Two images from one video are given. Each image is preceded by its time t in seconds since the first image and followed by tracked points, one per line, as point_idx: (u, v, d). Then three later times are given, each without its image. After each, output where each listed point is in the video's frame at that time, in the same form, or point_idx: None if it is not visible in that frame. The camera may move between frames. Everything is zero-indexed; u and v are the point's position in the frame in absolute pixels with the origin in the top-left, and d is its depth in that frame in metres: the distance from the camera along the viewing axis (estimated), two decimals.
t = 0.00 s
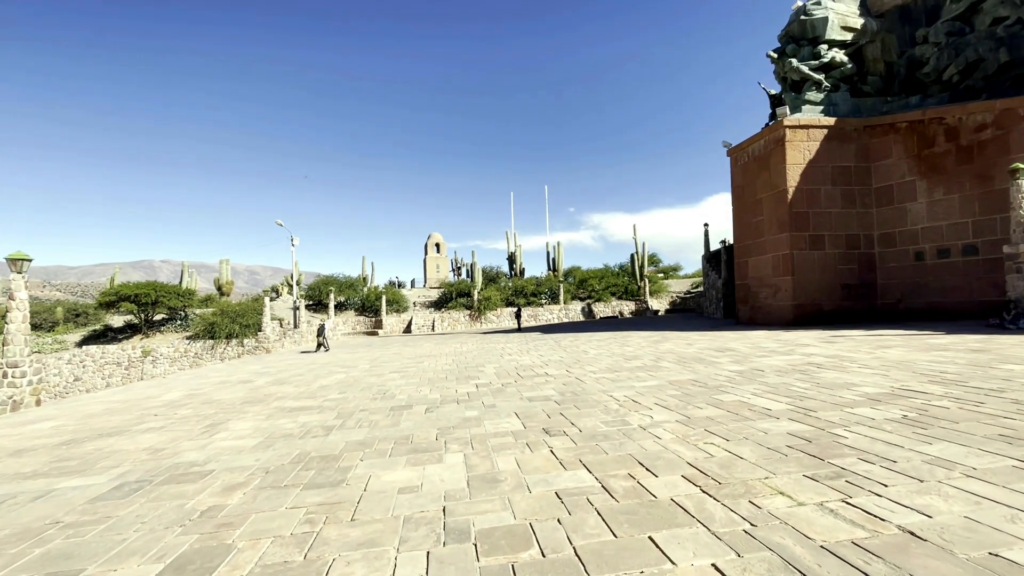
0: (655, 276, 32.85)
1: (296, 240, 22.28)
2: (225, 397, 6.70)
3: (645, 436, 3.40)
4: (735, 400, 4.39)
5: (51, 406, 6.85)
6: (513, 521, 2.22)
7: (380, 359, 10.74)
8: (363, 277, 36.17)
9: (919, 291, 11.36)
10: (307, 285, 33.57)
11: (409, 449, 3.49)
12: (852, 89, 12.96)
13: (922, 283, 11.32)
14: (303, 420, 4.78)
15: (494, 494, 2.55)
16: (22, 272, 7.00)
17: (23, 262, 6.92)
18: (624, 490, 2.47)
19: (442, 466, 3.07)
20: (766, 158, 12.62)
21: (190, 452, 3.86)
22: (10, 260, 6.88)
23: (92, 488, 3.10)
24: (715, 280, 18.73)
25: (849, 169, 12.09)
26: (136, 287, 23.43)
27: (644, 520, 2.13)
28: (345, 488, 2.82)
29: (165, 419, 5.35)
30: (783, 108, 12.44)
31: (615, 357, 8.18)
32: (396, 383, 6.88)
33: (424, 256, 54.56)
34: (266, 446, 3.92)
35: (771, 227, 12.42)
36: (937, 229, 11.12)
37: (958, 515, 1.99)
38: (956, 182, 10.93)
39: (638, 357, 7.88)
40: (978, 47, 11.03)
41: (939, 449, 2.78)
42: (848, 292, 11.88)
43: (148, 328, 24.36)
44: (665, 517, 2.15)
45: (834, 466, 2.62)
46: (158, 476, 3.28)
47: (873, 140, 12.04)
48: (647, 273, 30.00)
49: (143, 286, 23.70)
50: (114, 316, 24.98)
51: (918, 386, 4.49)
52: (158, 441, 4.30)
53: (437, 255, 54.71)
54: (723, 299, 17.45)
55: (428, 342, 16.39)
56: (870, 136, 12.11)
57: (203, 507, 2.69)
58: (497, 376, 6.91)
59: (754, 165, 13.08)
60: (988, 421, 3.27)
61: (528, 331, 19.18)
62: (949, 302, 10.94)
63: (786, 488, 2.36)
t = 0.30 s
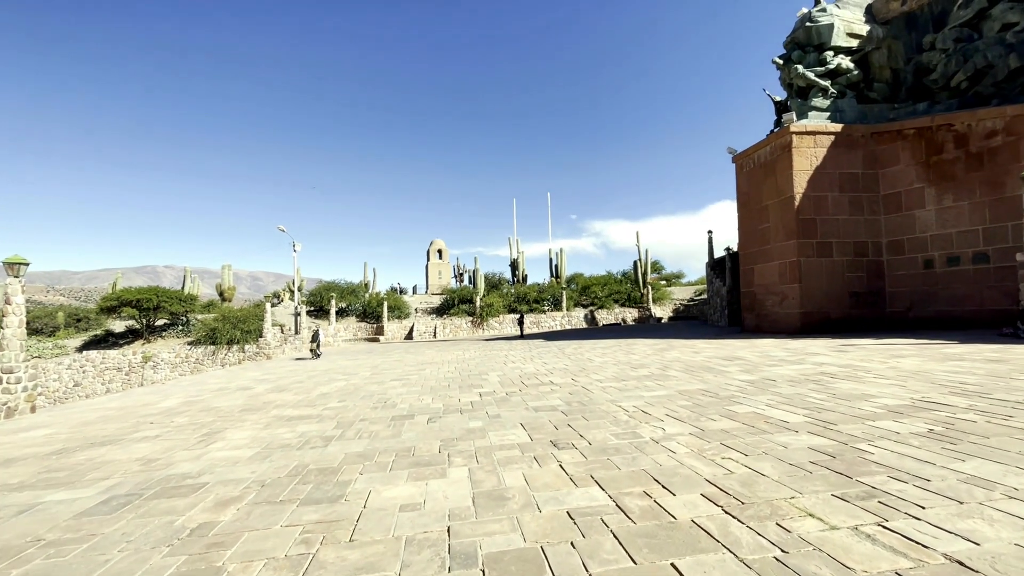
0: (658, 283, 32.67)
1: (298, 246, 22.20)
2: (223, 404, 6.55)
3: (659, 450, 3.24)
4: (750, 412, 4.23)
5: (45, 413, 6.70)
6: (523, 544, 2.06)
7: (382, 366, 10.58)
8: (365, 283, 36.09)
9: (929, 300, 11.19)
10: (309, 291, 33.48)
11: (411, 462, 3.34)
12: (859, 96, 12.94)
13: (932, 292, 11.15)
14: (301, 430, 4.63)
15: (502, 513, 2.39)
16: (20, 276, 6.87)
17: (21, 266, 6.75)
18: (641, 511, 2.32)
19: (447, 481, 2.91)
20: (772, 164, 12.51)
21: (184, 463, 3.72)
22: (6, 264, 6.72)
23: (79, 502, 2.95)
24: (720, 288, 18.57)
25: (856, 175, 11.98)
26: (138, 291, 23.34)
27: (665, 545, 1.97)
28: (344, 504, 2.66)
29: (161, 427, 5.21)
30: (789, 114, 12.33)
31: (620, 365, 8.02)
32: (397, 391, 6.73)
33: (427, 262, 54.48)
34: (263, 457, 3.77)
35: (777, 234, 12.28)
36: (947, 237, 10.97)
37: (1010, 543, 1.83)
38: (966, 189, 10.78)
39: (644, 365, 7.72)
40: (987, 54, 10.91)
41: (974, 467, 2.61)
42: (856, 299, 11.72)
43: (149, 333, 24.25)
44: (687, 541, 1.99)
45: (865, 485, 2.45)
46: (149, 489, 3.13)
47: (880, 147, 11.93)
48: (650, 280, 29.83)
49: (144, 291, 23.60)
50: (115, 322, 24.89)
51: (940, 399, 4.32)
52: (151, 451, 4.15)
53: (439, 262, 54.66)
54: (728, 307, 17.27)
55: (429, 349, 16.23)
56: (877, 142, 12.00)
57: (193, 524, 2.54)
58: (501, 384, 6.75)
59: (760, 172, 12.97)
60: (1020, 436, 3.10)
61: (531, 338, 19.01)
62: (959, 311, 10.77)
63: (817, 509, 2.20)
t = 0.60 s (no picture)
0: (660, 289, 32.52)
1: (299, 251, 22.10)
2: (221, 412, 6.40)
3: (673, 464, 3.10)
4: (764, 423, 4.07)
5: (39, 419, 6.56)
6: (534, 569, 1.92)
7: (382, 372, 10.44)
8: (366, 288, 35.98)
9: (938, 307, 11.03)
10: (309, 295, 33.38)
11: (413, 475, 3.20)
12: (864, 101, 12.77)
13: (940, 298, 11.00)
14: (300, 439, 4.48)
15: (509, 533, 2.25)
16: (16, 279, 6.83)
17: (18, 269, 6.76)
18: (660, 532, 2.17)
19: (451, 496, 2.77)
20: (778, 169, 12.40)
21: (177, 474, 3.58)
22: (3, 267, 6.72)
23: (64, 517, 2.81)
24: (724, 294, 18.42)
25: (862, 181, 11.87)
26: (138, 296, 23.24)
27: (688, 571, 1.82)
28: (342, 521, 2.52)
29: (156, 435, 5.06)
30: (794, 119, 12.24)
31: (625, 372, 7.87)
32: (398, 398, 6.58)
33: (428, 268, 54.39)
34: (260, 467, 3.63)
35: (783, 239, 12.15)
36: (955, 243, 10.83)
37: None
38: (975, 195, 10.64)
39: (650, 373, 7.57)
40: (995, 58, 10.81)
41: (1010, 485, 2.46)
42: (863, 306, 11.58)
43: (149, 338, 24.12)
44: (712, 566, 1.85)
45: (896, 504, 2.31)
46: (139, 502, 2.99)
47: (887, 153, 11.83)
48: (652, 286, 29.69)
49: (145, 296, 23.50)
50: (115, 326, 24.78)
51: (961, 409, 4.17)
52: (144, 461, 4.01)
53: (440, 267, 54.58)
54: (732, 313, 17.10)
55: (431, 355, 16.08)
56: (883, 148, 11.90)
57: (183, 542, 2.40)
58: (504, 392, 6.61)
59: (765, 177, 12.87)
60: None
61: (533, 344, 18.84)
62: (969, 318, 10.61)
63: (848, 531, 2.05)
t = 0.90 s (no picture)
0: (660, 294, 32.43)
1: (298, 254, 21.93)
2: (214, 416, 6.25)
3: (683, 473, 2.96)
4: (774, 430, 3.94)
5: (28, 424, 6.40)
6: None
7: (380, 376, 10.28)
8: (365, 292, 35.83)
9: (942, 312, 10.92)
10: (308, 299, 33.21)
11: (411, 484, 3.05)
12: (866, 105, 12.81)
13: (945, 303, 10.89)
14: (294, 445, 4.33)
15: (513, 549, 2.10)
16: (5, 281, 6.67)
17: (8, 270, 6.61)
18: (674, 548, 2.03)
19: (450, 507, 2.63)
20: (780, 173, 12.31)
21: (164, 482, 3.43)
22: None
23: (42, 529, 2.65)
24: (725, 299, 18.30)
25: (865, 185, 11.78)
26: (134, 299, 23.06)
27: None
28: (335, 535, 2.37)
29: (146, 441, 4.91)
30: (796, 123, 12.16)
31: (628, 377, 7.73)
32: (396, 403, 6.43)
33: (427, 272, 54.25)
34: (251, 475, 3.49)
35: (785, 244, 12.04)
36: (960, 247, 10.73)
37: None
38: (979, 200, 10.55)
39: (653, 378, 7.43)
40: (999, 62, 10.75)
41: None
42: (867, 311, 11.46)
43: (145, 341, 23.92)
44: None
45: (925, 519, 2.17)
46: (122, 513, 2.84)
47: (890, 157, 11.76)
48: (652, 291, 29.58)
49: (141, 298, 23.31)
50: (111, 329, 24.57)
51: (977, 417, 4.04)
52: (132, 468, 3.86)
53: (440, 271, 54.46)
54: (733, 318, 16.97)
55: (430, 359, 15.92)
56: (886, 152, 11.83)
57: (165, 557, 2.25)
58: (505, 397, 6.46)
59: (767, 181, 12.79)
60: None
61: (533, 349, 18.67)
62: (974, 323, 10.49)
63: (878, 549, 1.91)
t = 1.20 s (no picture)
0: (660, 298, 32.32)
1: (296, 256, 21.75)
2: (206, 422, 6.08)
3: (693, 486, 2.81)
4: (785, 438, 3.79)
5: (14, 429, 6.23)
6: None
7: (378, 380, 10.12)
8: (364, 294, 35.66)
9: (947, 316, 10.80)
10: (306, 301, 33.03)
11: (407, 496, 2.90)
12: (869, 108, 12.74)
13: (950, 308, 10.77)
14: (286, 453, 4.18)
15: (514, 571, 1.96)
16: None
17: None
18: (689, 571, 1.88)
19: (447, 523, 2.48)
20: (782, 176, 12.20)
21: (149, 492, 3.28)
22: None
23: (14, 545, 2.50)
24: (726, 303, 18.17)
25: (868, 189, 11.68)
26: (130, 301, 22.88)
27: None
28: (325, 553, 2.22)
29: (133, 448, 4.75)
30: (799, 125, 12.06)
31: (630, 383, 7.57)
32: (393, 409, 6.27)
33: (427, 275, 54.10)
34: (240, 485, 3.34)
35: (788, 247, 11.92)
36: (964, 252, 10.62)
37: None
38: (984, 203, 10.45)
39: (656, 383, 7.28)
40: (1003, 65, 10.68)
41: None
42: (871, 316, 11.33)
43: (141, 344, 23.71)
44: None
45: (957, 539, 2.02)
46: (101, 527, 2.68)
47: (893, 160, 11.66)
48: (652, 294, 29.46)
49: (137, 301, 23.13)
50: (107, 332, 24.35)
51: (993, 425, 3.90)
52: (116, 477, 3.70)
53: (439, 274, 54.29)
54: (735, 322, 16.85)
55: (428, 362, 15.75)
56: (890, 155, 11.73)
57: None
58: (504, 403, 6.31)
59: (769, 184, 12.67)
60: None
61: (533, 352, 18.52)
62: (979, 328, 10.37)
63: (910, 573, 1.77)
